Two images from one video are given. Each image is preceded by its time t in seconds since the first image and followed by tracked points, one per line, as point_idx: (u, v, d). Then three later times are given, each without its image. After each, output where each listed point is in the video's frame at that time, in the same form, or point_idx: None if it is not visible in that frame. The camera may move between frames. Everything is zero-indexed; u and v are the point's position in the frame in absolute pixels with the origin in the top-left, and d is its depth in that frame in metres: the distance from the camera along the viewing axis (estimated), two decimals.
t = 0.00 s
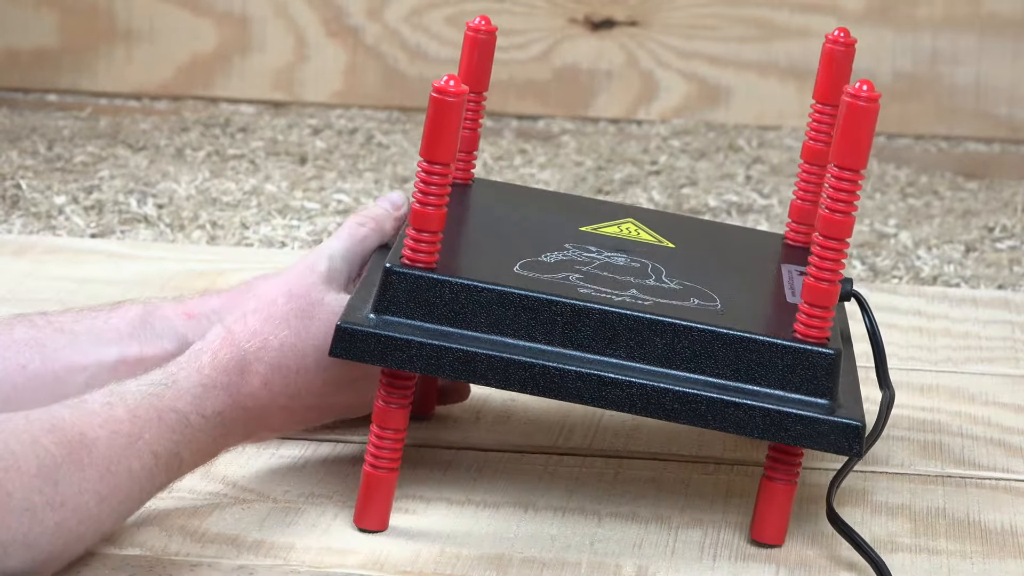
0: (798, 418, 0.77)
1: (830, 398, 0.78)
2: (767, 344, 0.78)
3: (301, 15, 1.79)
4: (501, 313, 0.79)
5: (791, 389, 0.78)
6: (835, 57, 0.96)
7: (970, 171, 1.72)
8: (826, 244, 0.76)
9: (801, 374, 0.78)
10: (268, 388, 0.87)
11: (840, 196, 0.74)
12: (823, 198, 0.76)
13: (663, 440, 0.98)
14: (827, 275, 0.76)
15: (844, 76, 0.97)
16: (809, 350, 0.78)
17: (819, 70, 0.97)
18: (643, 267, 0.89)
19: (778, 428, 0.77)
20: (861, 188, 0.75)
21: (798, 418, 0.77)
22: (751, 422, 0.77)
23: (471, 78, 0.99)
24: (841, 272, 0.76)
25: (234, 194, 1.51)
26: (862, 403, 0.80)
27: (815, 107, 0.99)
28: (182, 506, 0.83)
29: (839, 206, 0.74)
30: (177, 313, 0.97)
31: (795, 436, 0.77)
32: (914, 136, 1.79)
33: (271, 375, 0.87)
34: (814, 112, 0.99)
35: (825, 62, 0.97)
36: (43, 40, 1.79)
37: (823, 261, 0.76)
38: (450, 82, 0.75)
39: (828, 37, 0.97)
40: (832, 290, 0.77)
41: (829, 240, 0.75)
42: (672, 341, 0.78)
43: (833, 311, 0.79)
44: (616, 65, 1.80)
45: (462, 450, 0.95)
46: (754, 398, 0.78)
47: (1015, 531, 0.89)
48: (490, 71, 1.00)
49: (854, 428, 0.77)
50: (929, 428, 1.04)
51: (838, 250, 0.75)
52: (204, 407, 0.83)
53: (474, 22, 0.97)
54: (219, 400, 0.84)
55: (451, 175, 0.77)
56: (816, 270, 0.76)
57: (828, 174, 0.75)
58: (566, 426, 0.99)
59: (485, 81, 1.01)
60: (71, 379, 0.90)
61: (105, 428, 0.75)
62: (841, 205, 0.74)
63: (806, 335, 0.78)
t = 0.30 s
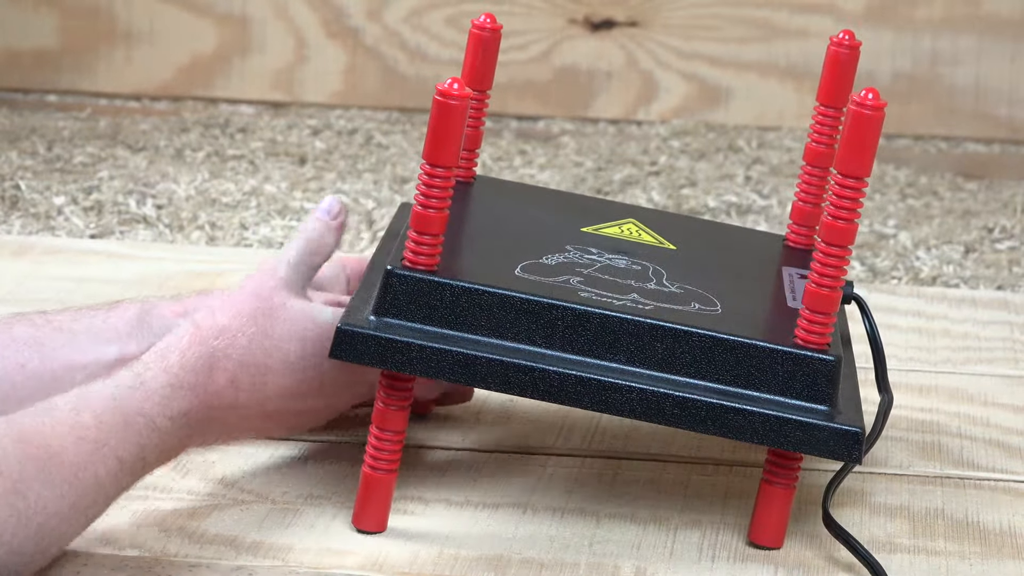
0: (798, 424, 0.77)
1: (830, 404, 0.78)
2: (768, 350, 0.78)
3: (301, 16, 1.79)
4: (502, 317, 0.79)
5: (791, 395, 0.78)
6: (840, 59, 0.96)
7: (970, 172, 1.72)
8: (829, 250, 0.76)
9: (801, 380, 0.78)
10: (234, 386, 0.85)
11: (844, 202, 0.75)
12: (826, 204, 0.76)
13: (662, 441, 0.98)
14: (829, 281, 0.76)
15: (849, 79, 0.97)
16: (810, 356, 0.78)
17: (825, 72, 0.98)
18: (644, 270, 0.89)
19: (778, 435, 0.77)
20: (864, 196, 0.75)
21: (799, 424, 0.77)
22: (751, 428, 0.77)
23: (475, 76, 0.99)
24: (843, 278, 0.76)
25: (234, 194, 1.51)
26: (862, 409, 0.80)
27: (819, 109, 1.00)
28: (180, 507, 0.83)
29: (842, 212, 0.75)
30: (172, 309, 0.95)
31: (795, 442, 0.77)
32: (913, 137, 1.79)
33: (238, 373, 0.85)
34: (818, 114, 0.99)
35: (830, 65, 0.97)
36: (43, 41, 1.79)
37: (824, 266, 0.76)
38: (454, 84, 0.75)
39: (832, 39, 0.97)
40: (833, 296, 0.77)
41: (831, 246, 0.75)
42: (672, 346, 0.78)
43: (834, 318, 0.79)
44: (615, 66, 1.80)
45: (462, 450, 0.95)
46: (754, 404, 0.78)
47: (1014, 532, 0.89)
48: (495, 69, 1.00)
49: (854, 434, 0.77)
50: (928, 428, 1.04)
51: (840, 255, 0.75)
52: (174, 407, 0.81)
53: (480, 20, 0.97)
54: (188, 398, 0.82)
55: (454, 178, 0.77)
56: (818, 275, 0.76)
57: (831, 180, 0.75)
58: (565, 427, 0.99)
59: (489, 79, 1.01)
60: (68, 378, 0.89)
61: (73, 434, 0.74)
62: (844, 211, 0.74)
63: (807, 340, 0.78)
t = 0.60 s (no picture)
0: (800, 423, 0.77)
1: (832, 404, 0.78)
2: (770, 349, 0.78)
3: (301, 16, 1.79)
4: (503, 317, 0.79)
5: (792, 394, 0.78)
6: (841, 59, 0.96)
7: (970, 172, 1.73)
8: (831, 248, 0.76)
9: (803, 380, 0.78)
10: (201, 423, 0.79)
11: (846, 201, 0.75)
12: (827, 204, 0.76)
13: (664, 441, 0.98)
14: (831, 281, 0.76)
15: (850, 79, 0.97)
16: (811, 355, 0.78)
17: (825, 72, 0.98)
18: (645, 270, 0.89)
19: (780, 434, 0.77)
20: (866, 195, 0.75)
21: (801, 424, 0.77)
22: (752, 428, 0.77)
23: (476, 77, 0.99)
24: (845, 278, 0.76)
25: (234, 195, 1.51)
26: (863, 408, 0.80)
27: (820, 108, 1.00)
28: (182, 507, 0.83)
29: (844, 212, 0.75)
30: (184, 323, 0.94)
31: (797, 441, 0.77)
32: (912, 137, 1.80)
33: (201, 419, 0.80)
34: (819, 114, 0.99)
35: (830, 65, 0.97)
36: (43, 42, 1.79)
37: (826, 266, 0.76)
38: (456, 84, 0.75)
39: (834, 39, 0.97)
40: (835, 295, 0.77)
41: (833, 246, 0.76)
42: (674, 346, 0.78)
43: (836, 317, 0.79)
44: (615, 66, 1.80)
45: (463, 450, 0.95)
46: (756, 403, 0.78)
47: (1016, 532, 0.89)
48: (496, 70, 1.00)
49: (856, 434, 0.77)
50: (929, 428, 1.04)
51: (842, 254, 0.76)
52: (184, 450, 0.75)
53: (481, 20, 0.97)
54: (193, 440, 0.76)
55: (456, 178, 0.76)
56: (820, 275, 0.76)
57: (833, 180, 0.76)
58: (567, 426, 0.99)
59: (490, 79, 1.01)
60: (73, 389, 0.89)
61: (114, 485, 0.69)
62: (845, 211, 0.75)
63: (809, 340, 0.78)
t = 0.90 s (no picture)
0: (797, 424, 0.77)
1: (830, 405, 0.78)
2: (768, 349, 0.78)
3: (300, 16, 1.79)
4: (501, 317, 0.79)
5: (790, 395, 0.78)
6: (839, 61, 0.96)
7: (970, 172, 1.72)
8: (829, 248, 0.76)
9: (800, 380, 0.78)
10: None
11: (844, 202, 0.75)
12: (826, 204, 0.76)
13: (662, 441, 0.98)
14: (829, 281, 0.76)
15: (849, 79, 0.97)
16: (809, 355, 0.78)
17: (823, 72, 0.97)
18: (643, 270, 0.89)
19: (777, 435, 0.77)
20: (864, 195, 0.75)
21: (798, 425, 0.77)
22: (750, 429, 0.77)
23: (474, 76, 0.99)
24: (843, 278, 0.76)
25: (234, 195, 1.51)
26: (861, 409, 0.80)
27: (819, 109, 1.00)
28: (181, 507, 0.83)
29: (842, 213, 0.75)
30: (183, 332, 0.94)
31: (795, 442, 0.77)
32: (911, 137, 1.79)
33: None
34: (818, 114, 0.99)
35: (829, 65, 0.97)
36: (42, 42, 1.79)
37: (825, 266, 0.76)
38: (454, 85, 0.75)
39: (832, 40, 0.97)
40: (834, 296, 0.77)
41: (831, 246, 0.76)
42: (672, 346, 0.78)
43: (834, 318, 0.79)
44: (615, 67, 1.80)
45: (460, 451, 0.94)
46: (754, 404, 0.77)
47: (1014, 533, 0.89)
48: (494, 71, 1.00)
49: (854, 435, 0.76)
50: (927, 429, 1.04)
51: (841, 254, 0.76)
52: None
53: (479, 20, 0.97)
54: None
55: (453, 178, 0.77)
56: (818, 275, 0.76)
57: (831, 180, 0.76)
58: (565, 427, 0.99)
59: (488, 81, 1.01)
60: (72, 395, 0.88)
61: None
62: (843, 212, 0.75)
63: (806, 341, 0.78)
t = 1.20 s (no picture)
0: (799, 424, 0.77)
1: (832, 404, 0.78)
2: (770, 349, 0.78)
3: (301, 17, 1.79)
4: (503, 317, 0.79)
5: (792, 394, 0.78)
6: (841, 60, 0.97)
7: (970, 172, 1.72)
8: (831, 248, 0.76)
9: (802, 380, 0.78)
10: None
11: (846, 202, 0.75)
12: (828, 204, 0.76)
13: (664, 441, 0.98)
14: (832, 280, 0.76)
15: (850, 79, 0.97)
16: (811, 355, 0.78)
17: (825, 72, 0.98)
18: (645, 270, 0.89)
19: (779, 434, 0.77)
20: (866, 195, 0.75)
21: (800, 425, 0.77)
22: (753, 428, 0.77)
23: (476, 76, 0.99)
24: (845, 277, 0.77)
25: (234, 195, 1.51)
26: (863, 409, 0.80)
27: (820, 109, 1.00)
28: (182, 507, 0.83)
29: (844, 213, 0.75)
30: (185, 332, 0.94)
31: (797, 442, 0.77)
32: (911, 138, 1.80)
33: None
34: (819, 114, 0.99)
35: (830, 65, 0.97)
36: (43, 43, 1.79)
37: (827, 266, 0.76)
38: (457, 85, 0.75)
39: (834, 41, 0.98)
40: (836, 295, 0.77)
41: (833, 246, 0.76)
42: (674, 346, 0.78)
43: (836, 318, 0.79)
44: (615, 67, 1.80)
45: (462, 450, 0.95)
46: (756, 403, 0.78)
47: (1016, 532, 0.89)
48: (496, 72, 1.00)
49: (856, 435, 0.76)
50: (929, 429, 1.04)
51: (842, 253, 0.76)
52: None
53: (481, 20, 0.97)
54: None
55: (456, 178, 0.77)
56: (820, 275, 0.76)
57: (833, 180, 0.76)
58: (566, 427, 0.99)
59: (490, 81, 1.01)
60: (74, 395, 0.88)
61: None
62: (845, 212, 0.75)
63: (809, 340, 0.78)
